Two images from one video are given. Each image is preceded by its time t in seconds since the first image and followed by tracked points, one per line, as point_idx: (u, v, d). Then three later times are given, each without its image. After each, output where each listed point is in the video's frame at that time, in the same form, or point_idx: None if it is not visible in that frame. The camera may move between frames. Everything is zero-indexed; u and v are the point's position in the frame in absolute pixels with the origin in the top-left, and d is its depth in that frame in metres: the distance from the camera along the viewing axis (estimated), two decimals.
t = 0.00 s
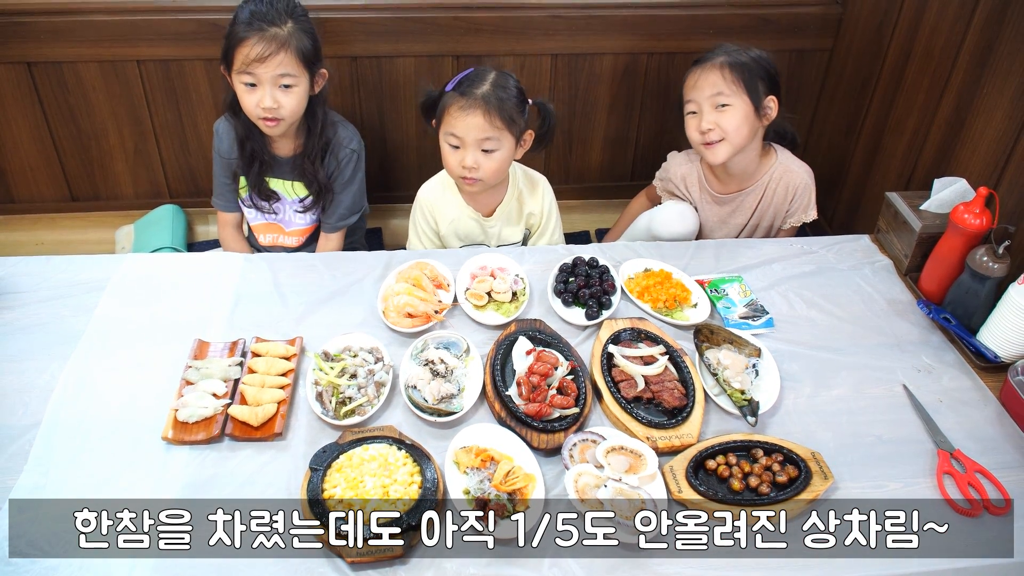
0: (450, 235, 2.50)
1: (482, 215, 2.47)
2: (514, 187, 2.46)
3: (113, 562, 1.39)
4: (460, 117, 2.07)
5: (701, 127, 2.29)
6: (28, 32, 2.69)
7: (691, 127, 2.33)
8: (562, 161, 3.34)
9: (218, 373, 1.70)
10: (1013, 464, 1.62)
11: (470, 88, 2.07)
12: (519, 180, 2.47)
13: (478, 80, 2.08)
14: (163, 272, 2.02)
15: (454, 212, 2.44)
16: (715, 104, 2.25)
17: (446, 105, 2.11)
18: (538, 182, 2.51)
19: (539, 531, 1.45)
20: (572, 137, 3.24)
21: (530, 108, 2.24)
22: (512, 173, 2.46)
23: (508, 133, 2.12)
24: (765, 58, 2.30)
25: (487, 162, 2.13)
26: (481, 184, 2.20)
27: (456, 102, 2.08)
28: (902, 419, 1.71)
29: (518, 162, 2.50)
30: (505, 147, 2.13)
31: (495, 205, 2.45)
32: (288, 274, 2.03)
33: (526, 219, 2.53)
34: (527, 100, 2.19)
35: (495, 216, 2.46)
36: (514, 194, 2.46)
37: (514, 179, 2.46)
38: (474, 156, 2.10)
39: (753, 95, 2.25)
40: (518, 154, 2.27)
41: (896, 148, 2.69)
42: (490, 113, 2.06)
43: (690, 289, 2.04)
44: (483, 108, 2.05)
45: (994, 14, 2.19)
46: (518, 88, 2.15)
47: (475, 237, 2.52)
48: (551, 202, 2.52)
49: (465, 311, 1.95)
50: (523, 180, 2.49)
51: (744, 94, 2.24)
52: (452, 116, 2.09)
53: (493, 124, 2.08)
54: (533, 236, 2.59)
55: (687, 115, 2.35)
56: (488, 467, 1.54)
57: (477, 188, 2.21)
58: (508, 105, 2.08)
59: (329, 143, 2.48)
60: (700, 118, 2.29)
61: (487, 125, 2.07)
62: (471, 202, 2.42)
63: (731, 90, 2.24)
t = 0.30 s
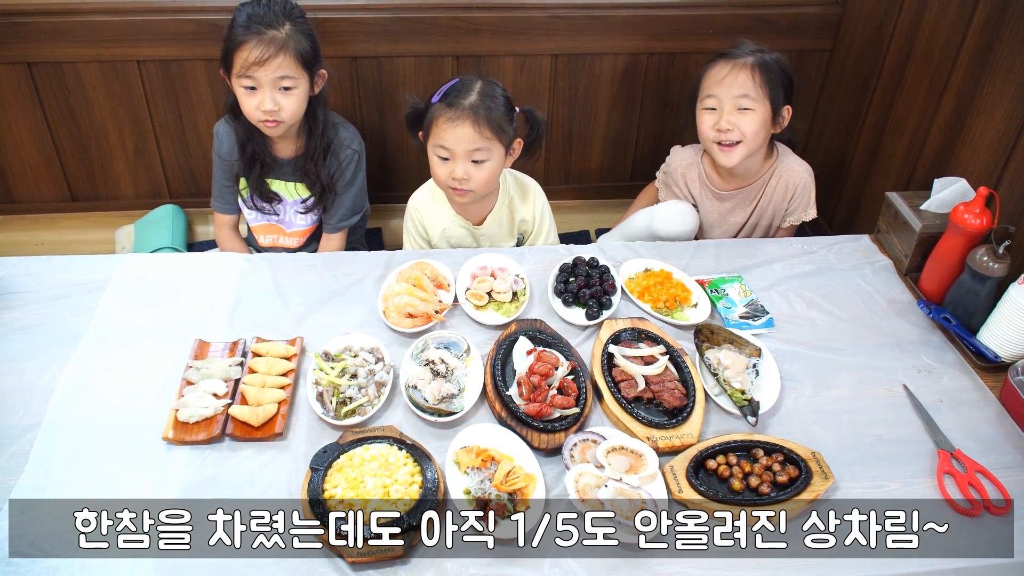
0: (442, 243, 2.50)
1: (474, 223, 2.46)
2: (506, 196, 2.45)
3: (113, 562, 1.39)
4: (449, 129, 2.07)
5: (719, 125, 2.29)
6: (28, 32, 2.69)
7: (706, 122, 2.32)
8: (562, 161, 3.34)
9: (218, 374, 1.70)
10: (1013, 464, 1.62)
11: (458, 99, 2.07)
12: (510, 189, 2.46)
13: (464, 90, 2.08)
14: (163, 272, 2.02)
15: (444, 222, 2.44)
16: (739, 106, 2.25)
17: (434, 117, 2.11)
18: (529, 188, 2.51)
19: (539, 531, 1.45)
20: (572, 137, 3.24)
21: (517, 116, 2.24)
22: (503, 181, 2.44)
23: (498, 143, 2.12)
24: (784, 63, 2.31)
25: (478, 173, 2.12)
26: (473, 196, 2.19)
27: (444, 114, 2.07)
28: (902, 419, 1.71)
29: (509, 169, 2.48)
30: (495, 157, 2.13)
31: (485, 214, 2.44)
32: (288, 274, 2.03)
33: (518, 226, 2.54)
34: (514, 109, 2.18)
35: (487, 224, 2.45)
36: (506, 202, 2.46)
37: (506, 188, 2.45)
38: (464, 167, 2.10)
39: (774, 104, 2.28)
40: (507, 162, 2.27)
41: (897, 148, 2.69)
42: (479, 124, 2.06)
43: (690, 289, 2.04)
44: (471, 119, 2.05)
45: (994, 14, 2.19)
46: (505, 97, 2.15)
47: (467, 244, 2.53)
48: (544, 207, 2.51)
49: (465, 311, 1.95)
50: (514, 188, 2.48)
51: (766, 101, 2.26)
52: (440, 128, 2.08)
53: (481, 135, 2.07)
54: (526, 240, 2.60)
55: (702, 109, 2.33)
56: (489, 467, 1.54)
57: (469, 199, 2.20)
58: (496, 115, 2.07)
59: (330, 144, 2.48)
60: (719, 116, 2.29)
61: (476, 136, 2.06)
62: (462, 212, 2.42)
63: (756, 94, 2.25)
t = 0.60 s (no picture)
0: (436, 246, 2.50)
1: (467, 226, 2.47)
2: (499, 198, 2.46)
3: (113, 562, 1.39)
4: (441, 129, 2.06)
5: (712, 126, 2.30)
6: (29, 32, 2.69)
7: (700, 121, 2.33)
8: (562, 162, 3.34)
9: (218, 374, 1.70)
10: (1013, 465, 1.62)
11: (452, 100, 2.07)
12: (503, 191, 2.47)
13: (459, 92, 2.09)
14: (163, 272, 2.03)
15: (437, 225, 2.44)
16: (734, 108, 2.26)
17: (427, 118, 2.11)
18: (523, 190, 2.50)
19: (539, 531, 1.46)
20: (571, 137, 3.24)
21: (512, 121, 2.24)
22: (496, 184, 2.46)
23: (490, 146, 2.12)
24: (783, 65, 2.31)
25: (469, 175, 2.12)
26: (464, 199, 2.19)
27: (437, 115, 2.07)
28: (902, 420, 1.72)
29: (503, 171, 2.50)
30: (487, 159, 2.13)
31: (478, 217, 2.45)
32: (288, 274, 2.03)
33: (513, 228, 2.54)
34: (509, 114, 2.19)
35: (480, 226, 2.46)
36: (498, 205, 2.46)
37: (498, 190, 2.46)
38: (456, 168, 2.09)
39: (769, 108, 2.28)
40: (499, 168, 2.27)
41: (895, 149, 2.70)
42: (472, 125, 2.06)
43: (690, 289, 2.04)
44: (464, 121, 2.05)
45: (993, 14, 2.19)
46: (500, 101, 2.16)
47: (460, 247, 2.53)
48: (538, 209, 2.50)
49: (465, 312, 1.95)
50: (507, 189, 2.49)
51: (763, 105, 2.27)
52: (433, 128, 2.08)
53: (474, 136, 2.07)
54: (522, 242, 2.59)
55: (698, 108, 2.34)
56: (489, 468, 1.54)
57: (460, 202, 2.20)
58: (489, 118, 2.08)
59: (329, 146, 2.48)
60: (714, 116, 2.29)
61: (469, 137, 2.06)
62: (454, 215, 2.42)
63: (752, 98, 2.25)
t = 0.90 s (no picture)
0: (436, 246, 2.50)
1: (467, 227, 2.47)
2: (500, 198, 2.46)
3: (113, 562, 1.39)
4: (444, 128, 2.07)
5: (710, 129, 2.30)
6: (28, 33, 2.69)
7: (698, 124, 2.33)
8: (562, 162, 3.35)
9: (218, 375, 1.70)
10: (1013, 466, 1.63)
11: (455, 100, 2.07)
12: (505, 192, 2.47)
13: (463, 92, 2.09)
14: (163, 273, 2.03)
15: (437, 225, 2.44)
16: (730, 112, 2.26)
17: (430, 117, 2.11)
18: (524, 191, 2.50)
19: (539, 531, 1.46)
20: (571, 137, 3.24)
21: (515, 121, 2.25)
22: (498, 184, 2.46)
23: (493, 146, 2.12)
24: (782, 70, 2.30)
25: (472, 175, 2.11)
26: (466, 198, 2.19)
27: (440, 113, 2.08)
28: (901, 421, 1.72)
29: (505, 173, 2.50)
30: (489, 159, 2.12)
31: (479, 217, 2.44)
32: (288, 274, 2.03)
33: (514, 229, 2.54)
34: (512, 113, 2.19)
35: (481, 227, 2.46)
36: (499, 206, 2.46)
37: (500, 190, 2.46)
38: (457, 167, 2.09)
39: (767, 112, 2.29)
40: (503, 168, 2.27)
41: (896, 149, 2.70)
42: (474, 125, 2.06)
43: (690, 290, 2.04)
44: (467, 120, 2.05)
45: (993, 14, 2.19)
46: (503, 101, 2.16)
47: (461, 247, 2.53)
48: (539, 210, 2.51)
49: (465, 312, 1.95)
50: (509, 190, 2.49)
51: (760, 109, 2.27)
52: (435, 127, 2.08)
53: (477, 135, 2.07)
54: (522, 243, 2.59)
55: (695, 111, 2.34)
56: (489, 469, 1.54)
57: (462, 202, 2.20)
58: (492, 118, 2.08)
59: (329, 146, 2.48)
60: (710, 119, 2.30)
61: (470, 137, 2.06)
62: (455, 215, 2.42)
63: (749, 102, 2.25)
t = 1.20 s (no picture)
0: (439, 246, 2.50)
1: (471, 227, 2.46)
2: (505, 199, 2.45)
3: (113, 562, 1.39)
4: (453, 128, 2.07)
5: (714, 133, 2.30)
6: (29, 33, 2.70)
7: (700, 129, 2.34)
8: (562, 163, 3.35)
9: (218, 375, 1.70)
10: (1012, 467, 1.63)
11: (463, 99, 2.07)
12: (509, 192, 2.46)
13: (470, 92, 2.09)
14: (164, 273, 2.03)
15: (441, 225, 2.45)
16: (734, 115, 2.27)
17: (437, 118, 2.11)
18: (529, 193, 2.50)
19: (539, 531, 1.46)
20: (571, 139, 3.24)
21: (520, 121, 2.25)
22: (502, 185, 2.45)
23: (502, 143, 2.12)
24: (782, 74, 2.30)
25: (482, 173, 2.11)
26: (475, 197, 2.18)
27: (448, 114, 2.08)
28: (901, 421, 1.72)
29: (509, 174, 2.50)
30: (499, 158, 2.12)
31: (484, 218, 2.44)
32: (288, 275, 2.03)
33: (517, 230, 2.54)
34: (517, 113, 2.19)
35: (485, 228, 2.46)
36: (504, 207, 2.45)
37: (504, 191, 2.45)
38: (468, 167, 2.09)
39: (769, 114, 2.29)
40: (510, 166, 2.27)
41: (895, 150, 2.70)
42: (485, 122, 2.06)
43: (689, 292, 2.05)
44: (477, 119, 2.05)
45: (993, 15, 2.20)
46: (509, 100, 2.16)
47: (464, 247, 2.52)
48: (543, 212, 2.51)
49: (465, 313, 1.95)
50: (513, 191, 2.48)
51: (763, 112, 2.27)
52: (445, 126, 2.08)
53: (487, 134, 2.07)
54: (525, 244, 2.59)
55: (698, 115, 2.34)
56: (489, 469, 1.54)
57: (472, 199, 2.19)
58: (501, 117, 2.09)
59: (328, 153, 2.50)
60: (713, 123, 2.30)
61: (479, 136, 2.06)
62: (460, 215, 2.42)
63: (752, 106, 2.25)
